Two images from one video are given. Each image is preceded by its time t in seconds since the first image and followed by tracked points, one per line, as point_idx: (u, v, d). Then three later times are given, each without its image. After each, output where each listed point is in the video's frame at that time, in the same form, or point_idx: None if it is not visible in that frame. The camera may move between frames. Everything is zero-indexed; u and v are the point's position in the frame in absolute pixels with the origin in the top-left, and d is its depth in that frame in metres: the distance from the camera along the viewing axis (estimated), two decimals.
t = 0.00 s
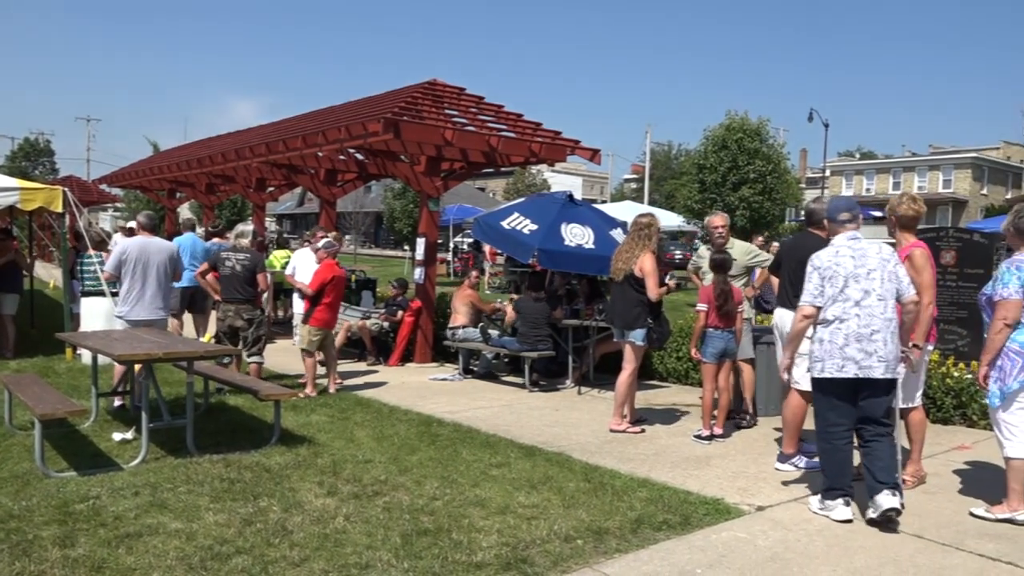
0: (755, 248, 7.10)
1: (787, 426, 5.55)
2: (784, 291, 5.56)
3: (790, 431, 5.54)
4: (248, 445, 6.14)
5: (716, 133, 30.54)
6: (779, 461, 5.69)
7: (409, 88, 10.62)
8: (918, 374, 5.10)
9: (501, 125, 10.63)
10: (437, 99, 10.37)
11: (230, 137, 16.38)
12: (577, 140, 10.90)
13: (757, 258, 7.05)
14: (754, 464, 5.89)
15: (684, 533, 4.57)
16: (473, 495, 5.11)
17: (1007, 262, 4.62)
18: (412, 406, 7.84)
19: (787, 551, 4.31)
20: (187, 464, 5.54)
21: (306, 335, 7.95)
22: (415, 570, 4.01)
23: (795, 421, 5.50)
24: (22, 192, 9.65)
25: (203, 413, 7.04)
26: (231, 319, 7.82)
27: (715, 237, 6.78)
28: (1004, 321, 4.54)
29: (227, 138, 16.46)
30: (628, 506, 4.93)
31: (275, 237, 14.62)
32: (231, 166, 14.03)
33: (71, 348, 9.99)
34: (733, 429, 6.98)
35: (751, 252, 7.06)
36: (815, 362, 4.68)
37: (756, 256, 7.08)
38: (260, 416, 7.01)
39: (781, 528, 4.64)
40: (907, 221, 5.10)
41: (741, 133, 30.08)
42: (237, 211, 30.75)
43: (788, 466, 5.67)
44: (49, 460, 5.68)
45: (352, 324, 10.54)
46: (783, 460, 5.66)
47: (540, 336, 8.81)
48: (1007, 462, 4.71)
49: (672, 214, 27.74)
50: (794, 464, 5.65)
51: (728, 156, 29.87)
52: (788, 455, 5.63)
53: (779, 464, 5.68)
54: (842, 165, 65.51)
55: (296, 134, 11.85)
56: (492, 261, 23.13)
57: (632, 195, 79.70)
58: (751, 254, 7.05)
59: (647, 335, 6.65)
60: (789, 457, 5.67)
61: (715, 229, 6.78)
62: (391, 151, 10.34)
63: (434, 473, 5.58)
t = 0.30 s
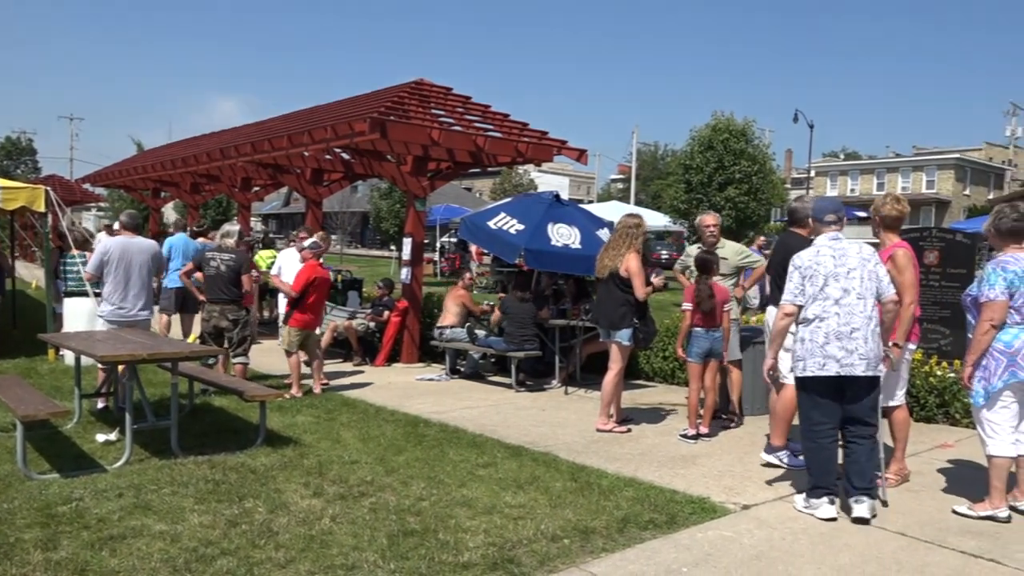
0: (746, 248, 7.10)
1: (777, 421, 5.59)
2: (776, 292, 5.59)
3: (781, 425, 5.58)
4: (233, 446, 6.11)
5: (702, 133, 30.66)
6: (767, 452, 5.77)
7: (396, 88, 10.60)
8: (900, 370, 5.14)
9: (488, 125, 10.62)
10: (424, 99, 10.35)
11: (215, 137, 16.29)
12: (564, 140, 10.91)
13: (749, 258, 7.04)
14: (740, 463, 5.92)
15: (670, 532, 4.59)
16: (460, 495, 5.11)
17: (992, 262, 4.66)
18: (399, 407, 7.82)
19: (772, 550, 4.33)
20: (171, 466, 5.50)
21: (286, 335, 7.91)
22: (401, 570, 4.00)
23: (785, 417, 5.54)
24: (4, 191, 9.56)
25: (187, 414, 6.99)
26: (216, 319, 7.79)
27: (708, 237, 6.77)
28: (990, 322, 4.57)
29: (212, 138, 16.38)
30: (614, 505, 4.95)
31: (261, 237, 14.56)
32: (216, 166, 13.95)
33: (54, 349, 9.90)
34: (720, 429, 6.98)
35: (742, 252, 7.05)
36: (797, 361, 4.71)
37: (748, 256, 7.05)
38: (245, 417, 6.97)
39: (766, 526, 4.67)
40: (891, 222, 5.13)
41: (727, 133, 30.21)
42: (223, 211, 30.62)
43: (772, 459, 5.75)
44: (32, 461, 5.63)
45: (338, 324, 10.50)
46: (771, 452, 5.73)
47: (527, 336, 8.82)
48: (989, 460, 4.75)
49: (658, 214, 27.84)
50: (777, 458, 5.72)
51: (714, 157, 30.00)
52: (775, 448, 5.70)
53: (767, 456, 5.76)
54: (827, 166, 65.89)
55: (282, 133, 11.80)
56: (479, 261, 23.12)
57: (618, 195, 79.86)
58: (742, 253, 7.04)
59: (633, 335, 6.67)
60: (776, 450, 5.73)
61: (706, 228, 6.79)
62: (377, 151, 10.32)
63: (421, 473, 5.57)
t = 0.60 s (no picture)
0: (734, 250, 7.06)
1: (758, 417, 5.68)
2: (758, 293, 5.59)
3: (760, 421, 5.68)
4: (212, 447, 6.06)
5: (682, 134, 30.82)
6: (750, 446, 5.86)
7: (377, 87, 10.57)
8: (878, 372, 5.19)
9: (470, 125, 10.61)
10: (405, 99, 10.33)
11: (194, 136, 16.17)
12: (546, 140, 10.92)
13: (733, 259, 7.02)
14: (720, 462, 5.95)
15: (651, 531, 4.60)
16: (441, 496, 5.10)
17: (970, 263, 4.72)
18: (380, 407, 7.79)
19: (752, 548, 4.35)
20: (149, 468, 5.45)
21: (268, 335, 7.88)
22: (382, 572, 3.99)
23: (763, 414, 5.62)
24: None
25: (166, 416, 6.93)
26: (195, 320, 7.72)
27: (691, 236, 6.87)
28: (969, 322, 4.63)
29: (191, 137, 16.25)
30: (596, 505, 4.96)
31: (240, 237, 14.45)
32: (195, 165, 13.83)
33: (29, 350, 9.78)
34: (700, 429, 7.00)
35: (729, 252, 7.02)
36: (781, 359, 4.75)
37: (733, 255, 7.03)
38: (224, 418, 6.92)
39: (746, 524, 4.69)
40: (868, 222, 5.18)
41: (708, 134, 30.39)
42: (202, 211, 30.39)
43: (748, 453, 5.85)
44: (6, 464, 5.55)
45: (319, 325, 10.45)
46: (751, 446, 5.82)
47: (508, 336, 8.82)
48: (965, 458, 4.81)
49: (639, 214, 27.94)
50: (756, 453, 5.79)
51: (694, 158, 30.16)
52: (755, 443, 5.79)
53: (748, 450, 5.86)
54: (806, 166, 66.39)
55: (261, 132, 11.73)
56: (461, 262, 23.10)
57: (600, 195, 80.07)
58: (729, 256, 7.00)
59: (614, 335, 6.69)
60: (753, 445, 5.83)
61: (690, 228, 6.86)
62: (358, 151, 10.28)
63: (402, 474, 5.55)
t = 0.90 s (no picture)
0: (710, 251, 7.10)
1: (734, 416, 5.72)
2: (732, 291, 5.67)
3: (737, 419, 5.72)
4: (185, 450, 6.00)
5: (658, 134, 30.99)
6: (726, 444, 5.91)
7: (352, 86, 10.52)
8: (849, 370, 5.23)
9: (446, 125, 10.59)
10: (381, 98, 10.29)
11: (166, 135, 15.98)
12: (522, 140, 10.92)
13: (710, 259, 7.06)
14: (695, 461, 5.98)
15: (627, 530, 4.62)
16: (418, 497, 5.08)
17: (942, 264, 4.76)
18: (356, 408, 7.75)
19: (727, 545, 4.38)
20: (120, 471, 5.38)
21: (249, 337, 7.77)
22: (358, 573, 3.97)
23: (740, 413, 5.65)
24: None
25: (138, 418, 6.84)
26: (167, 320, 7.64)
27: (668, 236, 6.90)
28: (942, 321, 4.68)
29: (163, 136, 16.06)
30: (572, 504, 4.96)
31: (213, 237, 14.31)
32: (167, 164, 13.67)
33: None
34: (675, 428, 7.03)
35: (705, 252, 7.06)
36: (761, 357, 4.80)
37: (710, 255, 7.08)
38: (198, 420, 6.85)
39: (721, 522, 4.72)
40: (841, 222, 5.25)
41: (683, 135, 30.58)
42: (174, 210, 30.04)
43: (722, 451, 5.91)
44: None
45: (294, 326, 10.37)
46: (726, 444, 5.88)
47: (484, 336, 8.81)
48: (935, 455, 4.87)
49: (615, 214, 28.06)
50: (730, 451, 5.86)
51: (670, 158, 30.34)
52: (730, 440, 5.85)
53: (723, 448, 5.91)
54: (779, 167, 66.98)
55: (235, 131, 11.62)
56: (437, 261, 23.05)
57: (576, 195, 80.25)
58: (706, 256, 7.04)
59: (588, 335, 6.70)
60: (727, 443, 5.89)
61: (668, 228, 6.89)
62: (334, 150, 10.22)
63: (378, 475, 5.52)
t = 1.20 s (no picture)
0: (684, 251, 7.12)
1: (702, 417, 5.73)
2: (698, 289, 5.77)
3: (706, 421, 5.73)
4: (155, 452, 5.93)
5: (631, 135, 31.15)
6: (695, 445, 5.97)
7: (324, 84, 10.45)
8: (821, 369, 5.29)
9: (419, 124, 10.56)
10: (354, 97, 10.23)
11: (135, 132, 15.76)
12: (496, 140, 10.91)
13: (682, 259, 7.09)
14: (668, 459, 6.01)
15: (600, 529, 4.63)
16: (391, 498, 5.06)
17: (909, 263, 4.84)
18: (329, 409, 7.70)
19: (699, 543, 4.42)
20: (87, 475, 5.30)
21: (226, 338, 7.70)
22: None
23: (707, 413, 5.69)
24: None
25: (106, 420, 6.75)
26: (136, 321, 7.54)
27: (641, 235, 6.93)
28: (908, 319, 4.75)
29: (131, 134, 15.84)
30: (546, 504, 4.97)
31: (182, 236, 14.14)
32: (135, 162, 13.48)
33: None
34: (648, 427, 7.08)
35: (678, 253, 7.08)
36: (736, 352, 4.90)
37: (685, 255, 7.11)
38: (168, 422, 6.77)
39: (693, 520, 4.76)
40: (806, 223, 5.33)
41: (656, 135, 30.76)
42: (143, 209, 29.64)
43: (692, 452, 5.96)
44: None
45: (265, 326, 10.28)
46: (695, 444, 5.94)
47: (458, 336, 8.80)
48: (902, 452, 4.95)
49: (589, 213, 28.16)
50: (701, 451, 5.92)
51: (643, 158, 30.52)
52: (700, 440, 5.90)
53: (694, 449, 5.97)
54: (751, 167, 67.58)
55: (205, 130, 11.49)
56: (410, 262, 22.97)
57: (550, 195, 80.40)
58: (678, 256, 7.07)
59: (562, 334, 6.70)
60: (697, 443, 5.94)
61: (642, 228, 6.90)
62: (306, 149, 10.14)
63: (351, 477, 5.49)
